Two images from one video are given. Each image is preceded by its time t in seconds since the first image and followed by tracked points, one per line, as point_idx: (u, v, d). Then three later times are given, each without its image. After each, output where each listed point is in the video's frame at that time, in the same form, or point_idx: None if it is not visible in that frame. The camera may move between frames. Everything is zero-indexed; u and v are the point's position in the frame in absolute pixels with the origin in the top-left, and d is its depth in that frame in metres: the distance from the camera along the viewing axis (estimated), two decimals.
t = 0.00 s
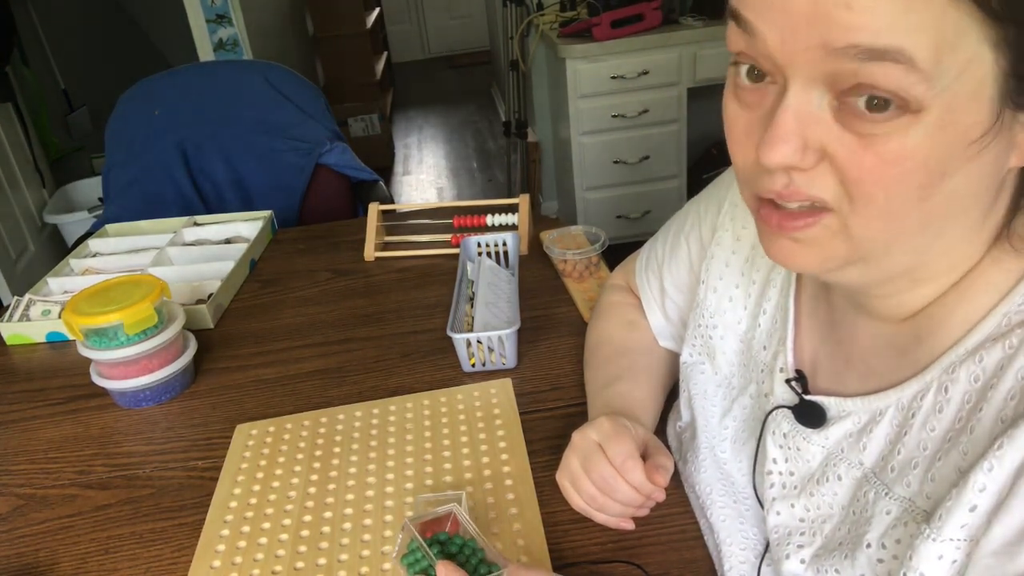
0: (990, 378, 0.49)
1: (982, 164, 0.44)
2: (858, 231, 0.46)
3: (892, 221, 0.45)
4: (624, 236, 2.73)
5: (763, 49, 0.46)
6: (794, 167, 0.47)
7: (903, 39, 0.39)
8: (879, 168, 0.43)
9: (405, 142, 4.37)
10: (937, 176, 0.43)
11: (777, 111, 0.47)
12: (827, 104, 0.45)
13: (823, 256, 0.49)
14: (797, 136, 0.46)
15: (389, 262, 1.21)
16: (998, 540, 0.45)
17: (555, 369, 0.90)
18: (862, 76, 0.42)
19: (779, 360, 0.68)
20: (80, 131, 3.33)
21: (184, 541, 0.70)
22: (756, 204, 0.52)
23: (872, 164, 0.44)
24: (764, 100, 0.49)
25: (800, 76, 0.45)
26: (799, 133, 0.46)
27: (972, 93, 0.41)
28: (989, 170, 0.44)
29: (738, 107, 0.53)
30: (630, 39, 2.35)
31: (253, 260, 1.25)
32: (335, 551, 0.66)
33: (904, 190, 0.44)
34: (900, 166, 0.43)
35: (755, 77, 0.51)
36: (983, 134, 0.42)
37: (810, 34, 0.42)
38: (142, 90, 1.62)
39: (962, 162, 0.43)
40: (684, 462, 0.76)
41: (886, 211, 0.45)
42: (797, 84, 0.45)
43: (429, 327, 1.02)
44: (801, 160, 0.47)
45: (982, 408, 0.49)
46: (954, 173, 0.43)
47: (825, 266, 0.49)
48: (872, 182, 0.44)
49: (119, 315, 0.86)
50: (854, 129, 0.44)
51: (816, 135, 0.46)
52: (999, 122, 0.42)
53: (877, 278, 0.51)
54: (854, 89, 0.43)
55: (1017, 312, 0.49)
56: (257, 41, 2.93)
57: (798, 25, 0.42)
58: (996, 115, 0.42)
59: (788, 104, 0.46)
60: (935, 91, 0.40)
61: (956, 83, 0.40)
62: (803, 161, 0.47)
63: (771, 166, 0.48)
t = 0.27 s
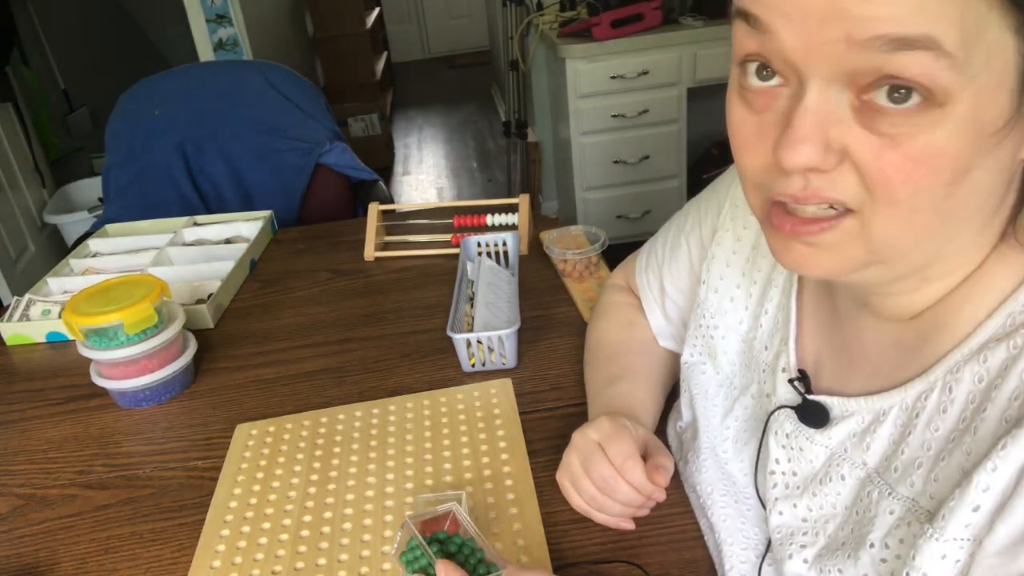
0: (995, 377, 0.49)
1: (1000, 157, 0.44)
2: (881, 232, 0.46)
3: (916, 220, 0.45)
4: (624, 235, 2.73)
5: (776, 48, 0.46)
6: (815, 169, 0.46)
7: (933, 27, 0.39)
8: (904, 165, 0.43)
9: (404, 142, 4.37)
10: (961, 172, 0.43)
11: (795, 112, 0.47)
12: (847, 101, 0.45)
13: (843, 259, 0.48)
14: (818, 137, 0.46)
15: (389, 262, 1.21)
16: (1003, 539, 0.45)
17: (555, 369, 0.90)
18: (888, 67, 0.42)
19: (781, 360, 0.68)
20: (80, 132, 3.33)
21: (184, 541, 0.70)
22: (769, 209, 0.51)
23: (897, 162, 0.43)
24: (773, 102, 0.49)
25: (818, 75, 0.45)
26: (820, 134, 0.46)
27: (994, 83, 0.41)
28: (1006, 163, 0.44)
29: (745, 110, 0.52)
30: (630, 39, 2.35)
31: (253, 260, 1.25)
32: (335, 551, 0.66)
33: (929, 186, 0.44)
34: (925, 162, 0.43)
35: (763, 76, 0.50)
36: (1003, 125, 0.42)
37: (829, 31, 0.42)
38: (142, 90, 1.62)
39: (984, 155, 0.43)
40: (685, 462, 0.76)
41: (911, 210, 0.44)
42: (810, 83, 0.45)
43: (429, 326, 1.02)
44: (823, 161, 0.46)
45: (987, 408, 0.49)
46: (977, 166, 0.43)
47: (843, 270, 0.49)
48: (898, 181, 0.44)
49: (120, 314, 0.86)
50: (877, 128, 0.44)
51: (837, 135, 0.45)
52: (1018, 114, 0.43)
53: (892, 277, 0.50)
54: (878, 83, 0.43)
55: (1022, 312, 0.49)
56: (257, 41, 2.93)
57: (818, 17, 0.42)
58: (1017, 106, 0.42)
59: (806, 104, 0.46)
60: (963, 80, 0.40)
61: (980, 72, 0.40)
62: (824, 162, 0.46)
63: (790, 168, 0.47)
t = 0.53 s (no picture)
0: (1000, 378, 0.49)
1: (1009, 162, 0.44)
2: (891, 244, 0.46)
3: (926, 229, 0.45)
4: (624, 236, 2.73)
5: (776, 63, 0.46)
6: (821, 185, 0.47)
7: (935, 39, 0.39)
8: (910, 180, 0.43)
9: (405, 142, 4.37)
10: (969, 181, 0.43)
11: (798, 130, 0.47)
12: (851, 117, 0.45)
13: (853, 270, 0.48)
14: (823, 154, 0.46)
15: (389, 262, 1.21)
16: (1009, 540, 0.45)
17: (555, 369, 0.89)
18: (890, 82, 0.41)
19: (783, 360, 0.68)
20: (80, 131, 3.33)
21: (184, 541, 0.70)
22: (776, 224, 0.52)
23: (904, 178, 0.43)
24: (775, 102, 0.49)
25: (820, 92, 0.45)
26: (825, 150, 0.46)
27: (999, 93, 0.41)
28: (1014, 166, 0.44)
29: (747, 125, 0.52)
30: (630, 39, 2.35)
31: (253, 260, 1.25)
32: (335, 551, 0.66)
33: (937, 200, 0.43)
34: (933, 176, 0.43)
35: (765, 91, 0.50)
36: (1011, 133, 0.42)
37: (831, 48, 0.42)
38: (142, 90, 1.62)
39: (993, 160, 0.43)
40: (686, 463, 0.76)
41: (920, 223, 0.44)
42: (812, 98, 0.45)
43: (429, 326, 1.02)
44: (829, 177, 0.46)
45: (993, 409, 0.49)
46: (985, 174, 0.43)
47: (851, 278, 0.49)
48: (905, 196, 0.44)
49: (119, 315, 0.86)
50: (882, 145, 0.44)
51: (842, 151, 0.45)
52: None
53: (900, 279, 0.50)
54: (880, 97, 0.43)
55: None
56: (257, 41, 2.93)
57: (818, 27, 0.42)
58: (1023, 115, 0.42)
59: (809, 122, 0.46)
60: (967, 93, 0.40)
61: (985, 82, 0.40)
62: (831, 178, 0.46)
63: (797, 185, 0.48)
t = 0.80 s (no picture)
0: (1003, 379, 0.49)
1: (1006, 162, 0.44)
2: (887, 242, 0.46)
3: (923, 227, 0.45)
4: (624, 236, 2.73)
5: (776, 59, 0.46)
6: (818, 180, 0.47)
7: (933, 37, 0.39)
8: (907, 176, 0.43)
9: (405, 142, 4.37)
10: (967, 180, 0.43)
11: (796, 125, 0.47)
12: (849, 113, 0.45)
13: (851, 266, 0.48)
14: (820, 149, 0.46)
15: (389, 262, 1.21)
16: (1010, 541, 0.45)
17: (555, 369, 0.89)
18: (889, 80, 0.42)
19: (785, 360, 0.68)
20: (80, 132, 3.33)
21: (184, 541, 0.70)
22: (775, 218, 0.52)
23: (901, 175, 0.43)
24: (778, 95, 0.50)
25: (819, 88, 0.45)
26: (822, 145, 0.46)
27: (999, 91, 0.41)
28: (1012, 167, 0.44)
29: (747, 119, 0.52)
30: (630, 39, 2.35)
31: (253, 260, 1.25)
32: (335, 551, 0.66)
33: (934, 197, 0.43)
34: (929, 174, 0.43)
35: (768, 89, 0.50)
36: (1008, 133, 0.42)
37: (828, 45, 0.42)
38: (143, 91, 1.62)
39: (991, 161, 0.43)
40: (687, 463, 0.76)
41: (916, 220, 0.44)
42: (811, 93, 0.45)
43: (429, 326, 1.01)
44: (825, 172, 0.46)
45: (995, 410, 0.49)
46: (983, 173, 0.43)
47: (848, 276, 0.49)
48: (902, 192, 0.44)
49: (120, 315, 0.86)
50: (879, 141, 0.44)
51: (839, 146, 0.45)
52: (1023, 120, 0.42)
53: (898, 280, 0.50)
54: (878, 95, 0.43)
55: None
56: (257, 41, 2.93)
57: (816, 23, 0.42)
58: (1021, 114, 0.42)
59: (807, 117, 0.46)
60: (967, 90, 0.40)
61: (985, 80, 0.40)
62: (827, 172, 0.46)
63: (793, 179, 0.48)
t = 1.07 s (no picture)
0: (1005, 378, 0.49)
1: (1003, 167, 0.43)
2: (881, 242, 0.46)
3: (918, 229, 0.45)
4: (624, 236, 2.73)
5: (773, 59, 0.46)
6: (812, 180, 0.47)
7: (927, 42, 0.39)
8: (899, 179, 0.43)
9: (405, 142, 4.37)
10: (959, 185, 0.43)
11: (792, 124, 0.47)
12: (843, 114, 0.45)
13: (845, 266, 0.48)
14: (814, 150, 0.46)
15: (389, 262, 1.21)
16: (1012, 541, 0.45)
17: (555, 369, 0.89)
18: (882, 84, 0.42)
19: (786, 360, 0.68)
20: (81, 132, 3.33)
21: (184, 541, 0.70)
22: (772, 216, 0.52)
23: (894, 178, 0.43)
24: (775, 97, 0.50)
25: (814, 89, 0.45)
26: (816, 147, 0.46)
27: (995, 95, 0.40)
28: (1009, 172, 0.44)
29: (746, 117, 0.52)
30: (630, 39, 2.35)
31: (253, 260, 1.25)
32: (336, 550, 0.66)
33: (928, 201, 0.43)
34: (922, 178, 0.42)
35: (766, 88, 0.51)
36: (1004, 138, 0.42)
37: (824, 45, 0.42)
38: (142, 91, 1.62)
39: (987, 166, 0.42)
40: (687, 463, 0.76)
41: (910, 222, 0.44)
42: (807, 94, 0.45)
43: (429, 326, 1.01)
44: (819, 172, 0.46)
45: (996, 410, 0.48)
46: (979, 178, 0.43)
47: (845, 275, 0.49)
48: (894, 194, 0.44)
49: (119, 315, 0.86)
50: (872, 143, 0.44)
51: (833, 147, 0.45)
52: (1018, 126, 0.42)
53: (896, 280, 0.50)
54: (870, 99, 0.43)
55: None
56: (257, 41, 2.93)
57: (813, 23, 0.42)
58: (1017, 119, 0.42)
59: (802, 118, 0.46)
60: (959, 96, 0.40)
61: (977, 86, 0.40)
62: (820, 173, 0.46)
63: (787, 179, 0.48)
